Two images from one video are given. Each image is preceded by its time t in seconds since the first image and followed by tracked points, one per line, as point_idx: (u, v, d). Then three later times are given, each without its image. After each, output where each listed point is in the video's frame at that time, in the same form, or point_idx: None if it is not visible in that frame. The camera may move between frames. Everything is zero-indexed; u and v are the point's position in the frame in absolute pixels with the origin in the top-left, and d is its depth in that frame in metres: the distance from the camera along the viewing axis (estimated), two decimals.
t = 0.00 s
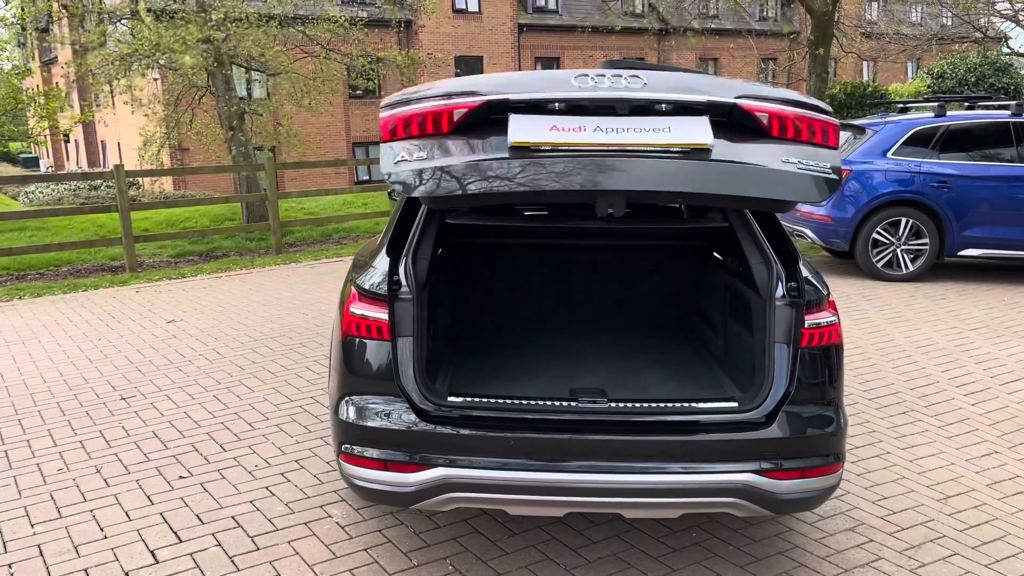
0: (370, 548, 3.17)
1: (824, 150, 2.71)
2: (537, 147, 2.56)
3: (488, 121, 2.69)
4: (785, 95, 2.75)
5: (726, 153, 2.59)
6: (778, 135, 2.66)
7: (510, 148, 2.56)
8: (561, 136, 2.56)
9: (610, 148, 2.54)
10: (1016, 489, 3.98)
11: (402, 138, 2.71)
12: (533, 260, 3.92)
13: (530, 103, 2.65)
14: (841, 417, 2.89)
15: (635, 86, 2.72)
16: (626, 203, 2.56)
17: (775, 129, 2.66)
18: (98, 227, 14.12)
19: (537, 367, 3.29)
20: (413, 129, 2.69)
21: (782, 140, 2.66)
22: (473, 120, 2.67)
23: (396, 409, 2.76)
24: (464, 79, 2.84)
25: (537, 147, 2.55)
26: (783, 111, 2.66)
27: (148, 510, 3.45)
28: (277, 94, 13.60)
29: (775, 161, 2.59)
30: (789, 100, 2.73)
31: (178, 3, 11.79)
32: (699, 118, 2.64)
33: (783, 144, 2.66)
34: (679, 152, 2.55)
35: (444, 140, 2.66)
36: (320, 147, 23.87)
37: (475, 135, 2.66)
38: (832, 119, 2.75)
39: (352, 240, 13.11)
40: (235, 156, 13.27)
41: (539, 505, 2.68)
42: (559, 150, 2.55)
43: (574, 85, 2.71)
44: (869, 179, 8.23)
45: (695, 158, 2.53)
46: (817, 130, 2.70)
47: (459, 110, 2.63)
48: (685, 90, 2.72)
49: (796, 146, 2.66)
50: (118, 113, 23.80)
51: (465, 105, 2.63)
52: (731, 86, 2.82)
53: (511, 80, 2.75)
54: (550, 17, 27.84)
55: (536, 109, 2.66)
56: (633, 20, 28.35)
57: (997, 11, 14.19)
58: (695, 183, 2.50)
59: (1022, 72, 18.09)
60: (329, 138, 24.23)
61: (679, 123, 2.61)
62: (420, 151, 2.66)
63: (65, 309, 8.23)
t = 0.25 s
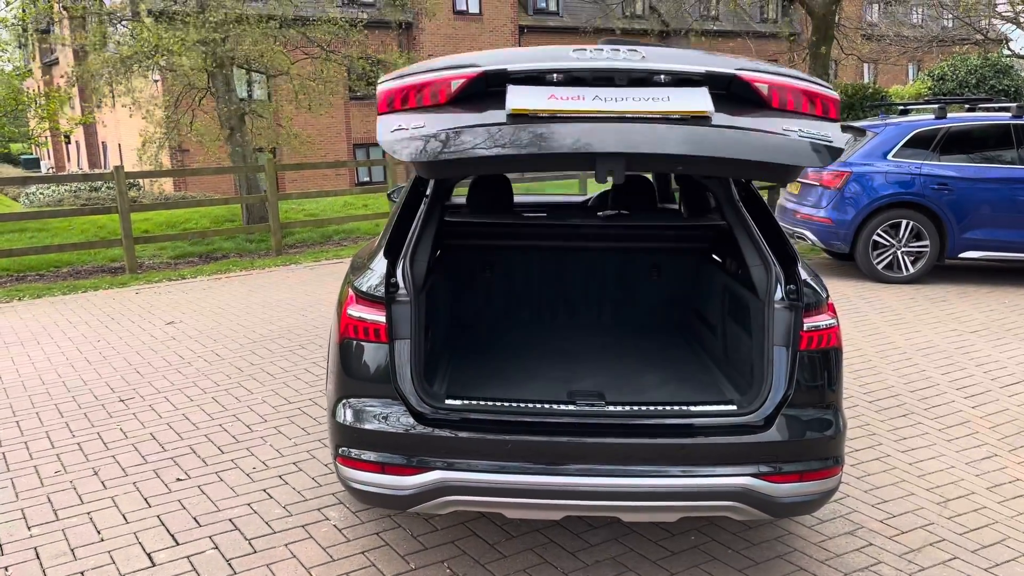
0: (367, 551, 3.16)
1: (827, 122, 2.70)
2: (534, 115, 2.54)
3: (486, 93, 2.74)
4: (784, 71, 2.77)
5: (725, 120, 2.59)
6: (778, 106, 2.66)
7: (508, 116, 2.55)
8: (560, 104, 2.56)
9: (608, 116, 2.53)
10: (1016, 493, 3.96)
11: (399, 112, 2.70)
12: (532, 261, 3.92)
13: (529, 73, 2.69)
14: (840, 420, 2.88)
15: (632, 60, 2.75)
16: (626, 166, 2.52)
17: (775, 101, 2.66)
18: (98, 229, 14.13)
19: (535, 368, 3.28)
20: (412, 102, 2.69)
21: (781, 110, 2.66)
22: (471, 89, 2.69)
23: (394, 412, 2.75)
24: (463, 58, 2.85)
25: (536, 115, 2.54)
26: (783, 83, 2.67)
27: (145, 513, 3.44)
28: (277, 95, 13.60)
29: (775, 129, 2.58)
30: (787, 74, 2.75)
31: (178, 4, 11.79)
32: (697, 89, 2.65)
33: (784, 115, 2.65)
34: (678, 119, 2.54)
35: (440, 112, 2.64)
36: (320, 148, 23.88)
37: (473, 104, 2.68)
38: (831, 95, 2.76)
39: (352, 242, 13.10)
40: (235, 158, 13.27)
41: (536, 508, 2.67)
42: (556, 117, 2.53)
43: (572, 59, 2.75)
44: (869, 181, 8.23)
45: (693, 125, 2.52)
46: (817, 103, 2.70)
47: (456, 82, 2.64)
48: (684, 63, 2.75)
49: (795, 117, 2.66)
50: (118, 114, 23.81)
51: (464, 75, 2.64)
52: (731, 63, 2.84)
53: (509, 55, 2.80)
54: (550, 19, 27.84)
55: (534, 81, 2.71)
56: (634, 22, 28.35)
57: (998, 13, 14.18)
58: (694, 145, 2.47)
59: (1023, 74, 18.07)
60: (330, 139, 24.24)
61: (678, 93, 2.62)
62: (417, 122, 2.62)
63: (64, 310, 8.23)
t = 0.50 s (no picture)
0: (366, 554, 3.15)
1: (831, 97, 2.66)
2: (534, 86, 2.51)
3: (485, 69, 2.69)
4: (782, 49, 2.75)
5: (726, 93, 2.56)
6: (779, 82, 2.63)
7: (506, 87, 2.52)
8: (559, 76, 2.53)
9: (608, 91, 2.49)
10: (1018, 496, 3.95)
11: (397, 87, 2.64)
12: (531, 262, 3.93)
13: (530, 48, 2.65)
14: (841, 423, 2.87)
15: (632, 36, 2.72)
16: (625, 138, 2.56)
17: (776, 76, 2.63)
18: (100, 229, 14.14)
19: (534, 370, 3.28)
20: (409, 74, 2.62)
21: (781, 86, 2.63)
22: (471, 64, 2.64)
23: (393, 414, 2.74)
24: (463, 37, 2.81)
25: (535, 86, 2.51)
26: (783, 58, 2.64)
27: (144, 514, 3.43)
28: (279, 95, 13.61)
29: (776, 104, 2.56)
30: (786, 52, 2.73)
31: (180, 4, 11.78)
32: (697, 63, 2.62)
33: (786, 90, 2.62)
34: (678, 91, 2.50)
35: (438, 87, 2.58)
36: (322, 149, 23.89)
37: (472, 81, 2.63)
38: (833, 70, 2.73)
39: (353, 242, 13.10)
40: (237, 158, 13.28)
41: (536, 511, 2.66)
42: (557, 89, 2.50)
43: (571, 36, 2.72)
44: (871, 182, 8.20)
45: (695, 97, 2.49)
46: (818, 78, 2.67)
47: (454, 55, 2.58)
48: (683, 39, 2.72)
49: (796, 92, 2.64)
50: (121, 114, 23.82)
51: (464, 50, 2.58)
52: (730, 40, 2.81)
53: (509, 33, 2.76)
54: (552, 20, 27.83)
55: (533, 57, 2.67)
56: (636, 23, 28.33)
57: (1001, 13, 14.15)
58: (694, 116, 2.47)
59: None
60: (332, 139, 24.25)
61: (678, 68, 2.59)
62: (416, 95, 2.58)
63: (65, 311, 8.22)
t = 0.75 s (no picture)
0: (364, 554, 3.14)
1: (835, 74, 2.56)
2: (534, 55, 2.46)
3: (486, 44, 2.58)
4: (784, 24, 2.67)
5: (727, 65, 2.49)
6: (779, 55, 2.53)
7: (506, 56, 2.46)
8: (559, 48, 2.47)
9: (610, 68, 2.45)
10: (1021, 498, 3.92)
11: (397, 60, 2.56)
12: (532, 262, 3.92)
13: (530, 23, 2.55)
14: (843, 425, 2.85)
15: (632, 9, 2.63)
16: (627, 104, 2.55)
17: (777, 50, 2.53)
18: (103, 227, 14.16)
19: (533, 371, 3.27)
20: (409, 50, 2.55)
21: (782, 61, 2.54)
22: (470, 39, 2.55)
23: (391, 414, 2.72)
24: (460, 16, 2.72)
25: (535, 58, 2.46)
26: (783, 33, 2.55)
27: (142, 513, 3.42)
28: (282, 94, 13.60)
29: (779, 78, 2.49)
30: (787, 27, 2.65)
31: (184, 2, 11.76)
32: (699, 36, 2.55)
33: (788, 64, 2.53)
34: (679, 61, 2.46)
35: (439, 60, 2.51)
36: (325, 147, 23.88)
37: (471, 55, 2.55)
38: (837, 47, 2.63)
39: (356, 241, 13.10)
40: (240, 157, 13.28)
41: (534, 512, 2.64)
42: (557, 60, 2.44)
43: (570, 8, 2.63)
44: (875, 182, 8.16)
45: (696, 68, 2.45)
46: (821, 53, 2.57)
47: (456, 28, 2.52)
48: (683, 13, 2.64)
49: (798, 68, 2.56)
50: (124, 112, 23.82)
51: (462, 23, 2.52)
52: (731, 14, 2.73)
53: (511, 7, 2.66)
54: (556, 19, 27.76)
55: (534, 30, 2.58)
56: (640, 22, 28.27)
57: (1006, 13, 14.09)
58: (699, 84, 2.45)
59: None
60: (335, 138, 24.24)
61: (680, 39, 2.52)
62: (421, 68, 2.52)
63: (68, 308, 8.22)
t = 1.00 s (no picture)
0: (358, 557, 3.10)
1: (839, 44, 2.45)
2: (529, 21, 2.38)
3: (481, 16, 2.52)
4: None
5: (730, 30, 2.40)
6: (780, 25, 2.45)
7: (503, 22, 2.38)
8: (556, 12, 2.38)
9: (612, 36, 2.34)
10: None
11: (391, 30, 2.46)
12: (531, 262, 3.89)
13: None
14: (845, 429, 2.80)
15: None
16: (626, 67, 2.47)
17: (778, 20, 2.48)
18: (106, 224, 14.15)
19: (531, 371, 3.23)
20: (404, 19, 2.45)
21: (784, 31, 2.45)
22: (464, 10, 2.49)
23: (385, 415, 2.68)
24: None
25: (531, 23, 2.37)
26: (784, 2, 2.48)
27: (135, 514, 3.39)
28: (285, 91, 13.56)
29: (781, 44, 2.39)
30: None
31: None
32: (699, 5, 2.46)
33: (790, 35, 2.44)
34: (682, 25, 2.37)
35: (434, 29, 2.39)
36: (329, 145, 23.86)
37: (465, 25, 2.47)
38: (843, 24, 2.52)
39: (358, 239, 13.07)
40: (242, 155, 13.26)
41: (529, 516, 2.60)
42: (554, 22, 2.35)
43: None
44: (880, 181, 8.10)
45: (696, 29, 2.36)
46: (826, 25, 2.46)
47: None
48: None
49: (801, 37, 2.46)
50: (128, 109, 23.83)
51: None
52: None
53: None
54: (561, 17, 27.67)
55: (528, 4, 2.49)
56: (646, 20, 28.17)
57: (1014, 12, 13.99)
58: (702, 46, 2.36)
59: None
60: (339, 136, 24.21)
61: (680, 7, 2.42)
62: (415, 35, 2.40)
63: (68, 306, 8.20)
